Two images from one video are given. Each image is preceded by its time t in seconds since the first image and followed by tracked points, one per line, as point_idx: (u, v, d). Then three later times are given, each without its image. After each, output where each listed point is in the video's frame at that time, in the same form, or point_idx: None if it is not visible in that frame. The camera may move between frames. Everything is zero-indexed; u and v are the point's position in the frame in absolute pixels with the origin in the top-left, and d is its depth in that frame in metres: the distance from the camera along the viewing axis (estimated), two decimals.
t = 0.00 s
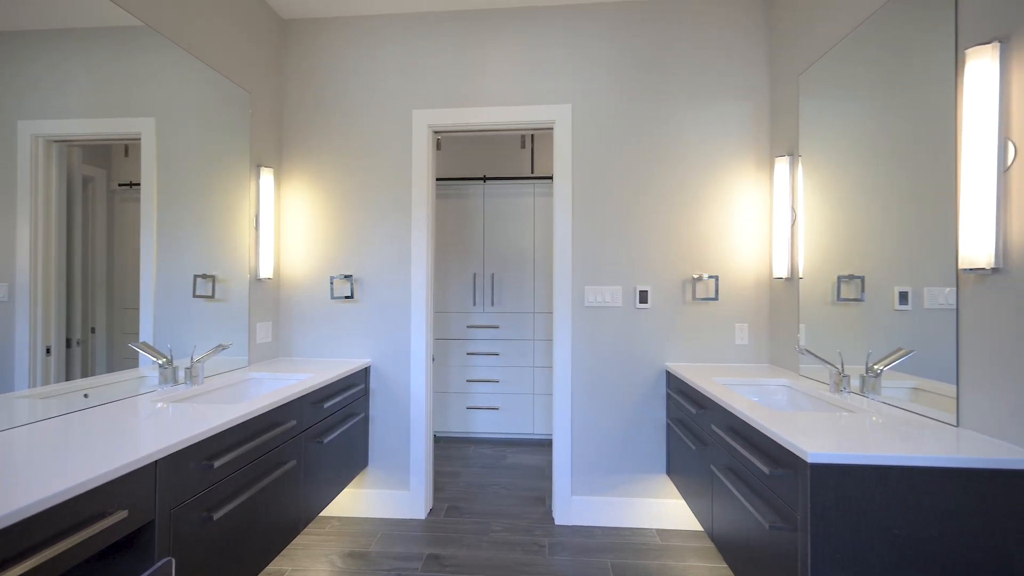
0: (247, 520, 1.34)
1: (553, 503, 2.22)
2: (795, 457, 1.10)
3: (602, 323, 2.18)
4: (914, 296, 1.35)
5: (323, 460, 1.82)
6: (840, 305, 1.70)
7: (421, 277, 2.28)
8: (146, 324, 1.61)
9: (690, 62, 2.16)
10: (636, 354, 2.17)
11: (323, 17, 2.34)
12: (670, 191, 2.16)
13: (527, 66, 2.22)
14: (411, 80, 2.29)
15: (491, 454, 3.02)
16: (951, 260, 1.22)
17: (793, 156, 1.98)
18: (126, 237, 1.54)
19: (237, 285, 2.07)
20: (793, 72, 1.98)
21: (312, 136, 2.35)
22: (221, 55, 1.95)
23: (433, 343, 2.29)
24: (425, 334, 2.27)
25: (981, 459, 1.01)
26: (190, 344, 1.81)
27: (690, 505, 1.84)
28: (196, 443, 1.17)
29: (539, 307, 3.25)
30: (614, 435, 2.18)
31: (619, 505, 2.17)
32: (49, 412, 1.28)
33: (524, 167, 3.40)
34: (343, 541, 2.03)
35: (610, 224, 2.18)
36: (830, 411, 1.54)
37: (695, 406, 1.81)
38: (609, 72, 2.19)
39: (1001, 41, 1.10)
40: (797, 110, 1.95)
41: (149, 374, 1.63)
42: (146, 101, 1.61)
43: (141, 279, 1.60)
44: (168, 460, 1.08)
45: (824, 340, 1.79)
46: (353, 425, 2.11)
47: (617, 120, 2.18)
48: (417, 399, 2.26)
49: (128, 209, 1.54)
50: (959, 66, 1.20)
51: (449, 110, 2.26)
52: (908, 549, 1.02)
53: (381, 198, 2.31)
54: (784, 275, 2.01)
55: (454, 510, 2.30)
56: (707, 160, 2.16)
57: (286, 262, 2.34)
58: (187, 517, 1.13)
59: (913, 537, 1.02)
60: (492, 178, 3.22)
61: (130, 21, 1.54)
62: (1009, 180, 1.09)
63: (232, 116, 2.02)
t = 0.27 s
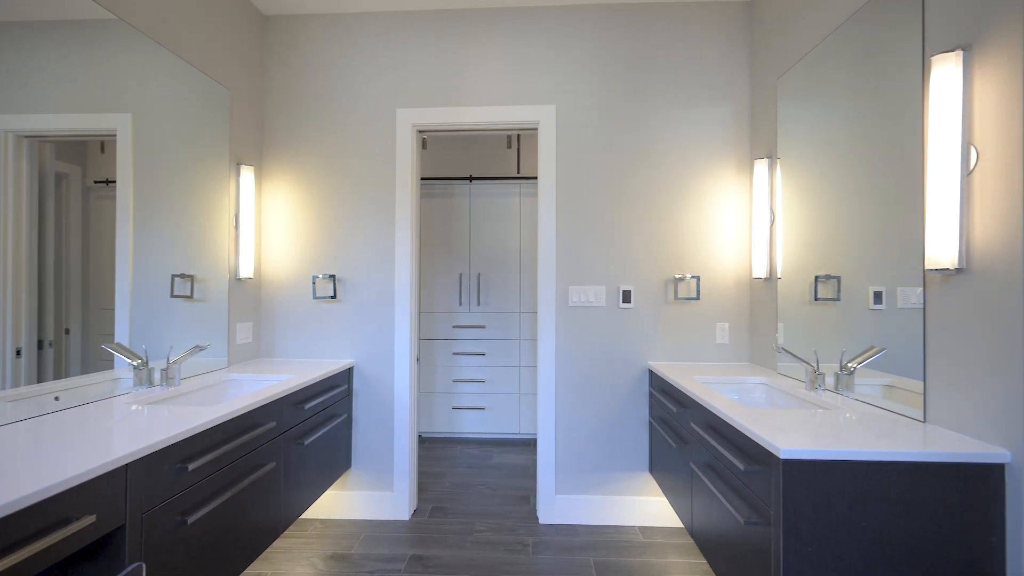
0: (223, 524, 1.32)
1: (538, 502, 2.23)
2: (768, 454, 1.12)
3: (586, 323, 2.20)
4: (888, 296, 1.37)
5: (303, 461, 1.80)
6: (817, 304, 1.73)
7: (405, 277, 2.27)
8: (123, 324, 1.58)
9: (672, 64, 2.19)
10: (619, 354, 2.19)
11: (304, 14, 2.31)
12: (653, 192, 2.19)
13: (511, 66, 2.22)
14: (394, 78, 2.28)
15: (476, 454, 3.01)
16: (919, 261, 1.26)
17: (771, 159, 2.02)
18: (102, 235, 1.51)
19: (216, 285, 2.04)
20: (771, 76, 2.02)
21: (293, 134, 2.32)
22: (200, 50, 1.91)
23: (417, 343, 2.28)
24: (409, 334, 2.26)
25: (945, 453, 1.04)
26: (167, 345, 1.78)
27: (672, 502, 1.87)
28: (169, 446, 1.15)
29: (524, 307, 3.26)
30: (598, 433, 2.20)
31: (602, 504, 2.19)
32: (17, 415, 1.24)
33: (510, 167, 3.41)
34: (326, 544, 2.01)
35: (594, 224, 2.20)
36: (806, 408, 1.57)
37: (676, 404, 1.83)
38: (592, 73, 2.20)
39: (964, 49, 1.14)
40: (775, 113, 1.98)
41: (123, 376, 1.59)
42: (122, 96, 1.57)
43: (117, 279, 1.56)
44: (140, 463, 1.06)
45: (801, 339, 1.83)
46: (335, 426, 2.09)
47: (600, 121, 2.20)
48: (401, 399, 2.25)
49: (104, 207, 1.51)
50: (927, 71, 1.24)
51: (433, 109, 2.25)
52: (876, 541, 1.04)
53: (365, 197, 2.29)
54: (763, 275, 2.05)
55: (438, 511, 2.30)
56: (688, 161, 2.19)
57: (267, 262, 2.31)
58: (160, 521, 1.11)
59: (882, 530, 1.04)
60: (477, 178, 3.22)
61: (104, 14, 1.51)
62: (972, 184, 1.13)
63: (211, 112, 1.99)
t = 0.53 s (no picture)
0: (198, 528, 1.30)
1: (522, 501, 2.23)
2: (743, 450, 1.14)
3: (569, 323, 2.21)
4: (863, 296, 1.40)
5: (284, 464, 1.77)
6: (795, 303, 1.77)
7: (389, 277, 2.26)
8: (97, 325, 1.55)
9: (654, 66, 2.21)
10: (603, 353, 2.21)
11: (285, 10, 2.28)
12: (636, 192, 2.21)
13: (495, 66, 2.23)
14: (377, 76, 2.26)
15: (461, 454, 3.01)
16: (888, 262, 1.29)
17: (750, 160, 2.06)
18: (75, 233, 1.47)
19: (194, 284, 2.00)
20: (750, 80, 2.05)
21: (274, 131, 2.29)
22: (177, 45, 1.88)
23: (401, 343, 2.27)
24: (393, 334, 2.25)
25: (910, 448, 1.07)
26: (142, 346, 1.73)
27: (653, 500, 1.89)
28: (140, 449, 1.12)
29: (510, 306, 3.26)
30: (582, 432, 2.21)
31: (585, 502, 2.20)
32: None
33: (495, 167, 3.40)
34: (307, 546, 1.99)
35: (577, 224, 2.21)
36: (782, 406, 1.60)
37: (658, 402, 1.85)
38: (575, 74, 2.22)
39: (929, 56, 1.18)
40: (754, 116, 2.02)
41: (96, 378, 1.54)
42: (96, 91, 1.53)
43: (90, 279, 1.52)
44: (108, 466, 1.04)
45: (778, 338, 1.87)
46: (317, 428, 2.06)
47: (583, 122, 2.21)
48: (384, 400, 2.23)
49: (78, 205, 1.47)
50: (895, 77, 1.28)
51: (417, 109, 2.24)
52: (847, 536, 1.07)
53: (348, 196, 2.27)
54: (743, 275, 2.08)
55: (422, 512, 2.29)
56: (671, 162, 2.21)
57: (247, 262, 2.28)
58: (130, 525, 1.08)
59: (851, 524, 1.07)
60: (463, 177, 3.22)
61: (75, 6, 1.47)
62: (936, 187, 1.17)
63: (189, 109, 1.95)
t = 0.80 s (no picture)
0: (171, 533, 1.27)
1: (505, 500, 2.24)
2: (718, 447, 1.16)
3: (552, 322, 2.22)
4: (839, 295, 1.42)
5: (262, 466, 1.75)
6: (772, 303, 1.80)
7: (371, 277, 2.24)
8: (69, 326, 1.51)
9: (636, 68, 2.24)
10: (586, 352, 2.23)
11: (265, 5, 2.25)
12: (619, 192, 2.23)
13: (478, 65, 2.23)
14: (360, 74, 2.24)
15: (446, 455, 3.00)
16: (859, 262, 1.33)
17: (729, 162, 2.09)
18: (46, 231, 1.43)
19: (170, 284, 1.96)
20: (730, 83, 2.09)
21: (254, 129, 2.25)
22: (152, 40, 1.84)
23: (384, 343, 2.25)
24: (376, 334, 2.23)
25: (877, 444, 1.10)
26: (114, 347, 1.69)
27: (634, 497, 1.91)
28: (108, 453, 1.09)
29: (495, 306, 3.27)
30: (565, 432, 2.22)
31: (568, 501, 2.21)
32: None
33: (480, 167, 3.40)
34: (286, 550, 1.96)
35: (561, 224, 2.22)
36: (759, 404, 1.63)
37: (639, 401, 1.87)
38: (559, 75, 2.23)
39: (896, 62, 1.22)
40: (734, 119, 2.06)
41: (66, 380, 1.50)
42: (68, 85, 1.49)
43: (61, 278, 1.48)
44: (74, 471, 1.01)
45: (756, 337, 1.90)
46: (297, 430, 2.04)
47: (567, 123, 2.23)
48: (366, 401, 2.21)
49: (49, 202, 1.43)
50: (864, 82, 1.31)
51: (400, 108, 2.23)
52: (817, 530, 1.10)
53: (330, 195, 2.25)
54: (722, 275, 2.12)
55: (405, 513, 2.27)
56: (653, 163, 2.24)
57: (226, 261, 2.24)
58: (98, 531, 1.06)
59: (821, 518, 1.10)
60: (448, 177, 3.21)
61: None
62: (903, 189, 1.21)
63: (165, 105, 1.91)
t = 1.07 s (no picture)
0: (143, 538, 1.24)
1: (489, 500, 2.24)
2: (693, 444, 1.17)
3: (535, 322, 2.22)
4: (815, 295, 1.45)
5: (239, 469, 1.72)
6: (749, 303, 1.83)
7: (353, 277, 2.22)
8: (37, 327, 1.46)
9: (619, 70, 2.26)
10: (569, 352, 2.24)
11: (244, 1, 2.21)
12: (602, 193, 2.25)
13: (462, 65, 2.22)
14: (342, 72, 2.22)
15: (430, 455, 2.99)
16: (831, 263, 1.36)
17: (709, 164, 2.12)
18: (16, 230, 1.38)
19: (145, 284, 1.91)
20: (710, 86, 2.12)
21: (233, 125, 2.21)
22: (126, 33, 1.79)
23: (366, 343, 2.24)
24: (358, 334, 2.21)
25: (845, 439, 1.13)
26: (85, 349, 1.64)
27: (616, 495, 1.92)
28: (74, 457, 1.06)
29: (480, 305, 3.26)
30: (548, 431, 2.23)
31: (551, 500, 2.22)
32: None
33: (465, 166, 3.39)
34: (265, 554, 1.93)
35: (544, 224, 2.23)
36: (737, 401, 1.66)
37: (620, 400, 1.88)
38: (542, 76, 2.24)
39: (865, 67, 1.25)
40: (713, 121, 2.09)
41: (33, 383, 1.45)
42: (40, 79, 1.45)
43: (29, 278, 1.44)
44: (37, 476, 0.98)
45: (735, 336, 1.94)
46: (277, 431, 2.01)
47: (550, 123, 2.24)
48: (348, 402, 2.19)
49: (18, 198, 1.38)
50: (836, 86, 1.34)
51: (382, 106, 2.21)
52: (788, 524, 1.12)
53: (311, 194, 2.22)
54: (702, 275, 2.15)
55: (388, 514, 2.26)
56: (634, 164, 2.26)
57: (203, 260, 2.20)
58: (65, 537, 1.03)
59: (792, 513, 1.12)
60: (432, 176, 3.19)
61: None
62: (871, 192, 1.24)
63: (140, 100, 1.87)
